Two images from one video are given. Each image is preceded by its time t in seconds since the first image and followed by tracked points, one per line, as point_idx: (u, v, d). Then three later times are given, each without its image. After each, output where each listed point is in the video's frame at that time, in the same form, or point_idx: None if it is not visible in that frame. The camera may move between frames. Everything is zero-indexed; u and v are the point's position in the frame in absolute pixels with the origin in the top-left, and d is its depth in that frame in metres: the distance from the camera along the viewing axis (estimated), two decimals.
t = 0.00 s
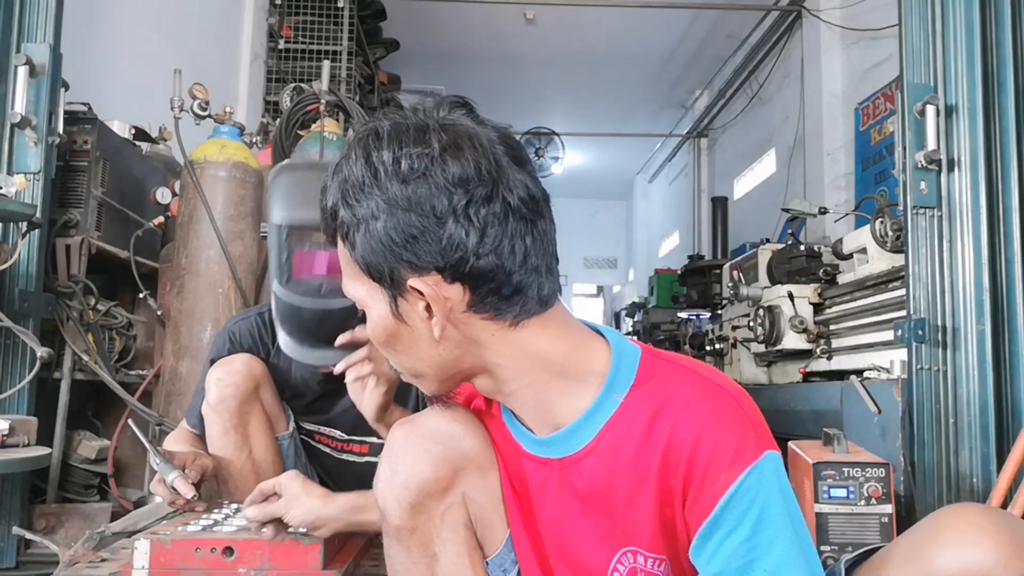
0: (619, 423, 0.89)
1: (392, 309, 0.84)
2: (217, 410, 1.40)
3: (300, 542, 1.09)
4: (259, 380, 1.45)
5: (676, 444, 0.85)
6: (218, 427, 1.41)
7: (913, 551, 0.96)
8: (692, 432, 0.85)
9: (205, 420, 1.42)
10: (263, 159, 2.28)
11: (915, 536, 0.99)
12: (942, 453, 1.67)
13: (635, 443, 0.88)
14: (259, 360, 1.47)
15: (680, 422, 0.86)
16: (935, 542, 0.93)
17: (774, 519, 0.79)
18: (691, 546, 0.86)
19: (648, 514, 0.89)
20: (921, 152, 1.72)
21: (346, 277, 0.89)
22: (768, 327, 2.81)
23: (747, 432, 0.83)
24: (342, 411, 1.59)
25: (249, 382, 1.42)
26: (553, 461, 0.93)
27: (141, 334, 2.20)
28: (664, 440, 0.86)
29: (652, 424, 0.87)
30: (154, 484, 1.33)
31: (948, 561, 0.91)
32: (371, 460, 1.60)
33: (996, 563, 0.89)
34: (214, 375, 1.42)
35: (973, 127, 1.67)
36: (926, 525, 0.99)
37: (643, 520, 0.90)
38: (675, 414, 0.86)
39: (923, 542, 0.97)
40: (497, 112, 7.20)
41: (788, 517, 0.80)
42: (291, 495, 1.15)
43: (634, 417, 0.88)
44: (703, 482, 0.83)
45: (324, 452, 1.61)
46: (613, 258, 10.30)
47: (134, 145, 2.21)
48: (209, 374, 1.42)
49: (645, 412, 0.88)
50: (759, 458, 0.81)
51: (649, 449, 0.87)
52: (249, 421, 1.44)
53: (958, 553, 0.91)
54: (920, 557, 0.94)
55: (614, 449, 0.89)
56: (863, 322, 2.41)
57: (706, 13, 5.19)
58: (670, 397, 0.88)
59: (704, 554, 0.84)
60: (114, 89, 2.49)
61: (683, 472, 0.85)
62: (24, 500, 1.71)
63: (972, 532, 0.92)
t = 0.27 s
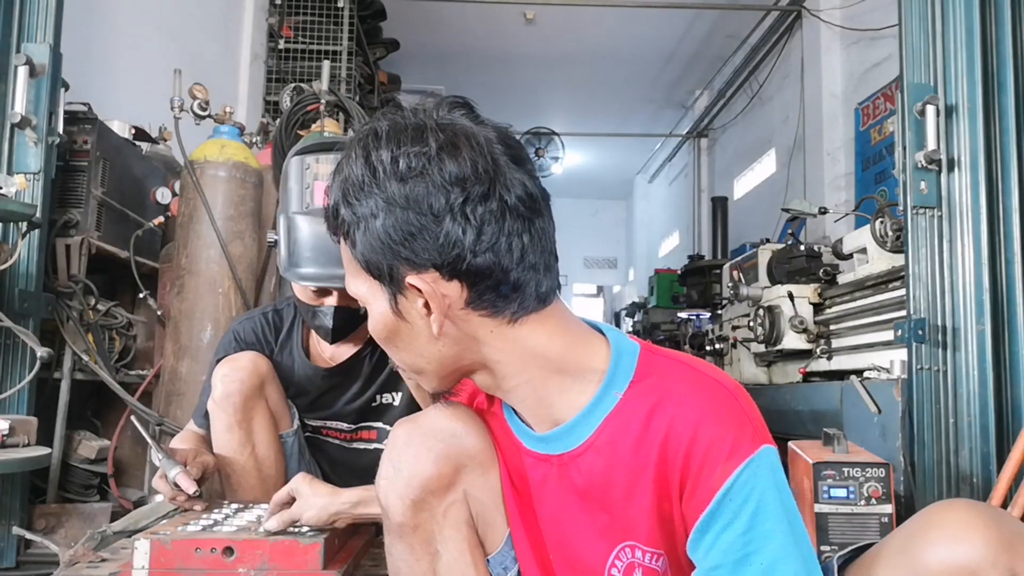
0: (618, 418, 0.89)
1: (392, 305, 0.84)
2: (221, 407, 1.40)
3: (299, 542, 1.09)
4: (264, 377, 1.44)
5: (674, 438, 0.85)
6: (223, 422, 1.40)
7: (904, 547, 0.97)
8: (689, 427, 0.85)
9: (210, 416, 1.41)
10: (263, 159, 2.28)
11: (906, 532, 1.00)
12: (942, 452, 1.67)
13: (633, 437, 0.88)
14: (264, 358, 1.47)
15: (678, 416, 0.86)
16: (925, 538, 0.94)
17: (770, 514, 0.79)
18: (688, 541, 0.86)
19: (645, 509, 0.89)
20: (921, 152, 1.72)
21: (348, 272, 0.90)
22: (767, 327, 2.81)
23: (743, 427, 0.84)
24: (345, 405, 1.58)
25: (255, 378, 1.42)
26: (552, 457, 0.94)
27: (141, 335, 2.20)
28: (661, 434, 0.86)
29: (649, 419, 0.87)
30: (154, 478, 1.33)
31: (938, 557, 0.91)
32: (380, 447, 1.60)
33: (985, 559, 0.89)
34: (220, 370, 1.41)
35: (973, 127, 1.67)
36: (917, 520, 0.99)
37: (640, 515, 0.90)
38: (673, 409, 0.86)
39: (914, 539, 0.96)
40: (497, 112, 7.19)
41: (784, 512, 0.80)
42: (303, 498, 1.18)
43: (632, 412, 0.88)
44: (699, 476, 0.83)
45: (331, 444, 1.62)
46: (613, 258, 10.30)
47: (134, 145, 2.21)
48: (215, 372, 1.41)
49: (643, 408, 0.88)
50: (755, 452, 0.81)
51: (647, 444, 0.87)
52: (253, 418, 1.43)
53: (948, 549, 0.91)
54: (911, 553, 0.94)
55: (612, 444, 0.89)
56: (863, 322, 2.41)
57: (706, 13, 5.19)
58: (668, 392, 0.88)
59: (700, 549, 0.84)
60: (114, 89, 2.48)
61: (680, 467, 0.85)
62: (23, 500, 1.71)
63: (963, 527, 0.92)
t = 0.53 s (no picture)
0: (617, 415, 0.89)
1: (392, 304, 0.84)
2: (223, 406, 1.40)
3: (299, 542, 1.09)
4: (264, 377, 1.44)
5: (672, 435, 0.85)
6: (222, 424, 1.40)
7: (901, 544, 0.96)
8: (687, 424, 0.85)
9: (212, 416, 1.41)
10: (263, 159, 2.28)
11: (903, 529, 0.99)
12: (943, 452, 1.67)
13: (632, 434, 0.88)
14: (265, 359, 1.46)
15: (676, 413, 0.86)
16: (921, 534, 0.93)
17: (767, 511, 0.79)
18: (688, 537, 0.86)
19: (644, 506, 0.89)
20: (921, 152, 1.73)
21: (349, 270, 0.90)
22: (768, 327, 2.81)
23: (742, 424, 0.83)
24: (345, 410, 1.57)
25: (256, 378, 1.42)
26: (553, 454, 0.94)
27: (140, 335, 2.20)
28: (660, 431, 0.86)
29: (648, 416, 0.87)
30: (159, 474, 1.33)
31: (934, 553, 0.91)
32: (376, 456, 1.59)
33: (981, 555, 0.88)
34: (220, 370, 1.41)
35: (973, 127, 1.67)
36: (913, 517, 0.99)
37: (640, 512, 0.90)
38: (671, 406, 0.86)
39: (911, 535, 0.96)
40: (497, 112, 7.19)
41: (781, 508, 0.80)
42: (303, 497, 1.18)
43: (631, 410, 0.88)
44: (698, 473, 0.83)
45: (328, 450, 1.62)
46: (613, 258, 10.30)
47: (134, 145, 2.21)
48: (215, 371, 1.42)
49: (641, 405, 0.88)
50: (753, 449, 0.81)
51: (645, 442, 0.87)
52: (254, 418, 1.43)
53: (943, 545, 0.91)
54: (909, 550, 0.94)
55: (611, 441, 0.89)
56: (863, 322, 2.41)
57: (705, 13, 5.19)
58: (667, 389, 0.88)
59: (699, 545, 0.84)
60: (114, 89, 2.48)
61: (679, 463, 0.85)
62: (23, 500, 1.71)
63: (958, 523, 0.92)
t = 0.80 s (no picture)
0: (616, 415, 0.89)
1: (392, 302, 0.84)
2: (218, 408, 1.40)
3: (300, 542, 1.09)
4: (260, 379, 1.45)
5: (671, 434, 0.85)
6: (219, 426, 1.41)
7: (899, 544, 0.96)
8: (685, 423, 0.85)
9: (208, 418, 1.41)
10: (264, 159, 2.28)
11: (901, 529, 0.99)
12: (942, 452, 1.67)
13: (630, 434, 0.88)
14: (260, 360, 1.47)
15: (675, 412, 0.86)
16: (919, 534, 0.93)
17: (766, 510, 0.79)
18: (687, 537, 0.86)
19: (643, 505, 0.89)
20: (921, 152, 1.73)
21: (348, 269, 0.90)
22: (767, 327, 2.81)
23: (740, 423, 0.83)
24: (344, 413, 1.54)
25: (252, 380, 1.43)
26: (552, 453, 0.94)
27: (140, 335, 2.20)
28: (659, 430, 0.86)
29: (647, 415, 0.87)
30: (165, 476, 1.31)
31: (931, 553, 0.91)
32: (373, 463, 1.56)
33: (977, 555, 0.88)
34: (216, 372, 1.42)
35: (973, 127, 1.67)
36: (912, 517, 0.99)
37: (639, 511, 0.90)
38: (670, 406, 0.86)
39: (908, 536, 0.96)
40: (497, 112, 7.20)
41: (780, 508, 0.80)
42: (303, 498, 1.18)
43: (630, 409, 0.88)
44: (696, 472, 0.83)
45: (326, 453, 1.61)
46: (613, 258, 10.30)
47: (134, 146, 2.21)
48: (211, 373, 1.42)
49: (640, 404, 0.88)
50: (752, 448, 0.81)
51: (644, 441, 0.87)
52: (251, 421, 1.44)
53: (939, 545, 0.91)
54: (906, 550, 0.94)
55: (610, 441, 0.89)
56: (863, 322, 2.41)
57: (706, 12, 5.19)
58: (666, 389, 0.88)
59: (698, 545, 0.84)
60: (114, 89, 2.48)
61: (677, 463, 0.85)
62: (24, 500, 1.71)
63: (955, 524, 0.91)
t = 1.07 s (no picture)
0: (617, 416, 0.89)
1: (393, 302, 0.84)
2: (216, 410, 1.41)
3: (299, 542, 1.09)
4: (257, 380, 1.45)
5: (672, 436, 0.85)
6: (217, 427, 1.41)
7: (899, 546, 0.96)
8: (687, 424, 0.85)
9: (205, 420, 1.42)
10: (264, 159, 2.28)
11: (902, 531, 0.99)
12: (942, 452, 1.67)
13: (631, 435, 0.88)
14: (257, 362, 1.47)
15: (676, 414, 0.86)
16: (918, 536, 0.93)
17: (768, 513, 0.79)
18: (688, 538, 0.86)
19: (644, 506, 0.89)
20: (921, 152, 1.73)
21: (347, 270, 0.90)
22: (767, 327, 2.81)
23: (742, 425, 0.83)
24: (344, 411, 1.55)
25: (249, 382, 1.43)
26: (553, 453, 0.94)
27: (141, 335, 2.20)
28: (660, 432, 0.86)
29: (648, 416, 0.87)
30: (165, 479, 1.33)
31: (930, 555, 0.91)
32: (373, 461, 1.57)
33: (976, 557, 0.88)
34: (214, 374, 1.42)
35: (973, 127, 1.67)
36: (912, 520, 0.99)
37: (640, 511, 0.90)
38: (671, 407, 0.86)
39: (908, 538, 0.96)
40: (497, 112, 7.20)
41: (781, 510, 0.80)
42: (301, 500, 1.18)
43: (631, 409, 0.88)
44: (698, 474, 0.83)
45: (325, 453, 1.60)
46: (613, 258, 10.29)
47: (134, 146, 2.21)
48: (209, 374, 1.43)
49: (642, 405, 0.88)
50: (753, 450, 0.81)
51: (645, 442, 0.87)
52: (248, 422, 1.43)
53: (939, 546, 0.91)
54: (906, 552, 0.94)
55: (610, 441, 0.89)
56: (863, 322, 2.41)
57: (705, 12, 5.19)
58: (667, 390, 0.88)
59: (699, 546, 0.84)
60: (114, 89, 2.48)
61: (678, 463, 0.85)
62: (24, 500, 1.71)
63: (955, 527, 0.91)
